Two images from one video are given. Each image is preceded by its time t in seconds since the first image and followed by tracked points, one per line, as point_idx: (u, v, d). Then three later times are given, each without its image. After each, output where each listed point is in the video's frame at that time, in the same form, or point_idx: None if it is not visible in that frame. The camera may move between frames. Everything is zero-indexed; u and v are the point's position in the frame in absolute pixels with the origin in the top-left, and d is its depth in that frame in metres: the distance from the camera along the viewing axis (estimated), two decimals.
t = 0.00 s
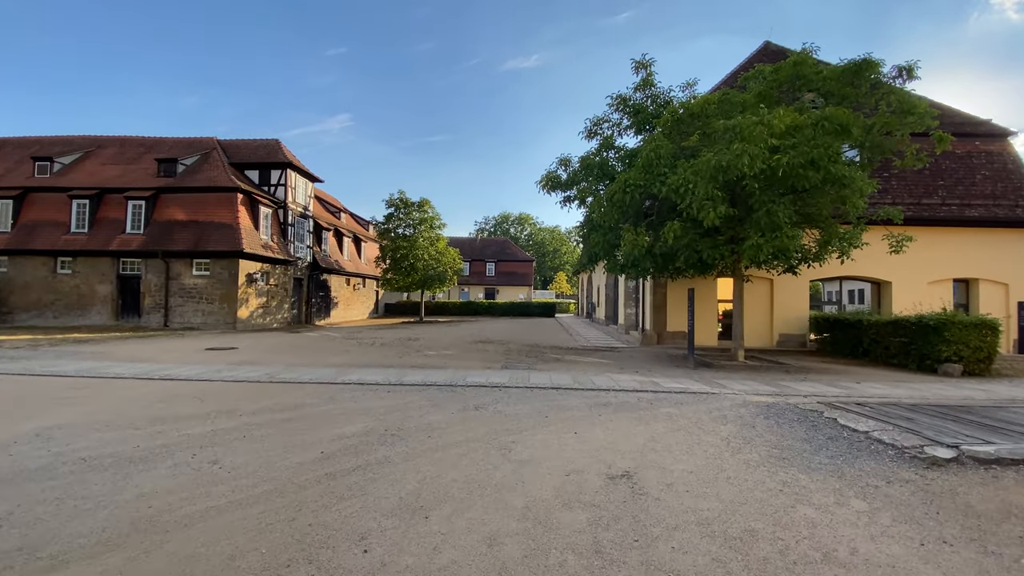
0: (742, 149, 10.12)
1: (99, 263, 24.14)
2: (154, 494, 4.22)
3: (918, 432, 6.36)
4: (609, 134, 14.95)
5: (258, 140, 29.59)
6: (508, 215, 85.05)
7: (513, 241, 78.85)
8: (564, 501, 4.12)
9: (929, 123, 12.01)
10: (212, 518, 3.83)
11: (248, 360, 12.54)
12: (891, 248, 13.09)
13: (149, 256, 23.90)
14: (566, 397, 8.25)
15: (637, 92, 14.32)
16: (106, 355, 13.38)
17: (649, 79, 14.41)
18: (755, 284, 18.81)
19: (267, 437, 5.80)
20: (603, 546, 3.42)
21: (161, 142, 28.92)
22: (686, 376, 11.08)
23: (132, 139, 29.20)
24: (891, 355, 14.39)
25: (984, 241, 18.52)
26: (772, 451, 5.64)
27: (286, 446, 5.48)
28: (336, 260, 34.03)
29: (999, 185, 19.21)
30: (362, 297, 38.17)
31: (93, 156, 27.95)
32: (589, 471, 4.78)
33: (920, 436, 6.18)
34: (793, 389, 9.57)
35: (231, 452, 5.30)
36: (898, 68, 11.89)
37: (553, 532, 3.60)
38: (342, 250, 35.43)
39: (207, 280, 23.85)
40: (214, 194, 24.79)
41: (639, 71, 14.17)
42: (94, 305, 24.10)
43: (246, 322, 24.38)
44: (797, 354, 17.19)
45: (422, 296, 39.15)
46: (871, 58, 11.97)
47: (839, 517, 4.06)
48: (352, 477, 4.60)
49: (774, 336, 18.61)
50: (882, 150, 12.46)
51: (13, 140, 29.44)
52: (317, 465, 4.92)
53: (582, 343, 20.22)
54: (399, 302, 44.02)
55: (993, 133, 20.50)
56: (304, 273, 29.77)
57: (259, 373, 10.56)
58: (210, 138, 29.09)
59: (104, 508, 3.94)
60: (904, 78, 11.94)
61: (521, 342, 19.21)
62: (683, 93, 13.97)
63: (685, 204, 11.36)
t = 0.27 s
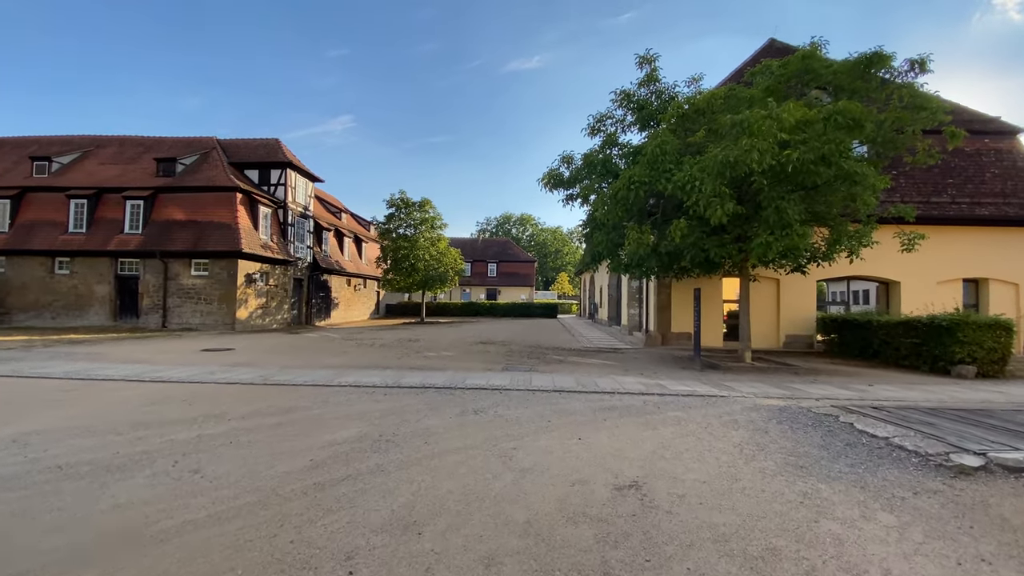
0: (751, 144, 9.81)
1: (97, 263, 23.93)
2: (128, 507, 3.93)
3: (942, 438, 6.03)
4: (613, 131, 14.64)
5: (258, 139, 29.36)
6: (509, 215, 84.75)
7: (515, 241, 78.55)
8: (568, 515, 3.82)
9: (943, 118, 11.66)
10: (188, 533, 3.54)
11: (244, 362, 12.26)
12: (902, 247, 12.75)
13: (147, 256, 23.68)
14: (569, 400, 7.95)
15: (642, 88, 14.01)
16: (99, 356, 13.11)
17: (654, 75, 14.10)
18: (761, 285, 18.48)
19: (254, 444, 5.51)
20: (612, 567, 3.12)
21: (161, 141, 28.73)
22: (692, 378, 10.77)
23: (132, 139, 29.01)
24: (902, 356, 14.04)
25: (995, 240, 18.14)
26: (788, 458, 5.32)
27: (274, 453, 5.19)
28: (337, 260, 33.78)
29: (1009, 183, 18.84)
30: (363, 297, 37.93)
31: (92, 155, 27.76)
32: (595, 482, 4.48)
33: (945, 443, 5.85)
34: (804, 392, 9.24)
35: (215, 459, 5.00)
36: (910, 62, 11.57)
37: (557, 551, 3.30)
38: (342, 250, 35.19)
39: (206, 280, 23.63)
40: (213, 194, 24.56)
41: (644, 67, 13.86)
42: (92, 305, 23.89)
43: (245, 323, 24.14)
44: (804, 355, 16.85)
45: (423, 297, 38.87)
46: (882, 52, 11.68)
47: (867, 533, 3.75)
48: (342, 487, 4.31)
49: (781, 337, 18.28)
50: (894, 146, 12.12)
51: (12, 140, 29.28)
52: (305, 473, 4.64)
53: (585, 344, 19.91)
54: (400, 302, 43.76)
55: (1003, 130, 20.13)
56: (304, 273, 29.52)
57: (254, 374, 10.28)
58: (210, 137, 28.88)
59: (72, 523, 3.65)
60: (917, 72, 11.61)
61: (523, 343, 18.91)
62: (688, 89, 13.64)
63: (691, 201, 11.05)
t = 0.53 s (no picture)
0: (760, 139, 9.49)
1: (94, 264, 23.67)
2: (97, 524, 3.62)
3: (968, 446, 5.70)
4: (616, 128, 14.32)
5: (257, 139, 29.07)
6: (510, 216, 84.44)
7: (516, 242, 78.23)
8: (575, 534, 3.50)
9: (956, 112, 11.33)
10: (158, 554, 3.23)
11: (238, 364, 11.95)
12: (914, 246, 12.41)
13: (144, 256, 23.41)
14: (573, 405, 7.62)
15: (646, 83, 13.68)
16: (90, 358, 12.80)
17: (658, 70, 13.78)
18: (767, 285, 18.15)
19: (240, 452, 5.20)
20: None
21: (159, 141, 28.47)
22: (699, 381, 10.44)
23: (129, 138, 28.75)
24: (913, 358, 13.71)
25: (1005, 239, 17.79)
26: (807, 468, 5.00)
27: (260, 463, 4.88)
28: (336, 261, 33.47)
29: (1019, 181, 18.51)
30: (363, 298, 37.64)
31: (89, 155, 27.51)
32: (602, 495, 4.16)
33: (972, 451, 5.51)
34: (817, 395, 8.89)
35: (195, 470, 4.69)
36: (922, 55, 11.25)
37: None
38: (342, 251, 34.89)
39: (203, 281, 23.35)
40: (211, 193, 24.29)
41: (648, 62, 13.54)
42: (89, 306, 23.62)
43: (243, 324, 23.85)
44: (812, 357, 16.51)
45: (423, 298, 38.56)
46: (893, 46, 11.36)
47: (902, 554, 3.43)
48: (330, 502, 4.00)
49: (787, 338, 17.95)
50: (906, 141, 11.78)
51: (9, 139, 29.03)
52: (291, 486, 4.33)
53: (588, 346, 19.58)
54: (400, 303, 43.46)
55: (1012, 128, 19.80)
56: (303, 274, 29.25)
57: (247, 377, 9.96)
58: (208, 137, 28.61)
59: (32, 543, 3.33)
60: (929, 66, 11.29)
61: (524, 345, 18.58)
62: (693, 84, 13.32)
63: (698, 199, 10.72)
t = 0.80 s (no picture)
0: (769, 136, 9.18)
1: (88, 265, 23.35)
2: (60, 550, 3.30)
3: (996, 458, 5.38)
4: (619, 126, 14.01)
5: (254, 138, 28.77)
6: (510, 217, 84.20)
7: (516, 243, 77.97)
8: (584, 561, 3.19)
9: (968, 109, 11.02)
10: None
11: (231, 367, 11.64)
12: (925, 247, 12.10)
13: (139, 257, 23.10)
14: (576, 412, 7.31)
15: (649, 80, 13.38)
16: (79, 361, 12.48)
17: (661, 67, 13.47)
18: (771, 287, 17.83)
19: (223, 466, 4.88)
20: None
21: (155, 140, 28.17)
22: (705, 386, 10.12)
23: (125, 138, 28.45)
24: (923, 361, 13.40)
25: (1014, 239, 17.47)
26: (828, 483, 4.69)
27: (245, 478, 4.57)
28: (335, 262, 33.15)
29: None
30: (362, 299, 37.32)
31: (85, 155, 27.20)
32: (612, 516, 3.85)
33: (1001, 464, 5.20)
34: (828, 401, 8.57)
35: (173, 486, 4.36)
36: (934, 51, 10.94)
37: None
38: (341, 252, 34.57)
39: (199, 282, 23.04)
40: (207, 193, 23.98)
41: (651, 58, 13.24)
42: (83, 308, 23.29)
43: (239, 326, 23.54)
44: (817, 360, 16.21)
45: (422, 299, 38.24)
46: (904, 42, 11.06)
47: None
48: (317, 523, 3.68)
49: (792, 341, 17.65)
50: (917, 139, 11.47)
51: (4, 139, 28.72)
52: (276, 505, 4.01)
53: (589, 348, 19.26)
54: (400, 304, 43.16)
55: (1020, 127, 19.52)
56: (301, 275, 28.94)
57: (238, 382, 9.64)
58: (205, 136, 28.31)
59: None
60: (941, 61, 10.99)
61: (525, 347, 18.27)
62: (698, 81, 13.01)
63: (704, 198, 10.41)
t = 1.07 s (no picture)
0: (776, 129, 8.89)
1: (79, 264, 22.97)
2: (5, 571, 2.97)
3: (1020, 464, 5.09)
4: (619, 123, 13.72)
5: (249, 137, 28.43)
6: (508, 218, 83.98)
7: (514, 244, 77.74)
8: None
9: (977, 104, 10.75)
10: None
11: (221, 369, 11.31)
12: (932, 246, 11.81)
13: (131, 256, 22.74)
14: (576, 416, 7.00)
15: (650, 76, 13.09)
16: (64, 362, 12.12)
17: (663, 62, 13.17)
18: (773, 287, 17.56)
19: (199, 475, 4.56)
20: None
21: (149, 139, 27.81)
22: (708, 387, 9.82)
23: (118, 136, 28.09)
24: (929, 362, 13.13)
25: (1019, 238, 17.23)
26: (846, 493, 4.39)
27: (221, 488, 4.25)
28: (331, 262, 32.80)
29: None
30: (359, 300, 36.97)
31: (77, 153, 26.83)
32: (617, 530, 3.54)
33: None
34: (837, 404, 8.27)
35: (141, 498, 4.03)
36: (942, 44, 10.68)
37: None
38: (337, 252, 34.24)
39: (192, 281, 22.69)
40: (200, 192, 23.64)
41: (652, 53, 12.95)
42: (74, 308, 22.91)
43: (233, 326, 23.19)
44: (820, 361, 15.94)
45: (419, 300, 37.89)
46: (912, 35, 10.78)
47: None
48: (295, 539, 3.36)
49: (794, 341, 17.38)
50: (925, 134, 11.19)
51: None
52: (252, 518, 3.69)
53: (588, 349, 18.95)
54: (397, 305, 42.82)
55: None
56: (297, 275, 28.59)
57: (226, 384, 9.31)
58: (199, 134, 27.96)
59: None
60: (949, 55, 10.72)
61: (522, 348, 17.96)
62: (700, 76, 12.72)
63: (707, 194, 10.12)
